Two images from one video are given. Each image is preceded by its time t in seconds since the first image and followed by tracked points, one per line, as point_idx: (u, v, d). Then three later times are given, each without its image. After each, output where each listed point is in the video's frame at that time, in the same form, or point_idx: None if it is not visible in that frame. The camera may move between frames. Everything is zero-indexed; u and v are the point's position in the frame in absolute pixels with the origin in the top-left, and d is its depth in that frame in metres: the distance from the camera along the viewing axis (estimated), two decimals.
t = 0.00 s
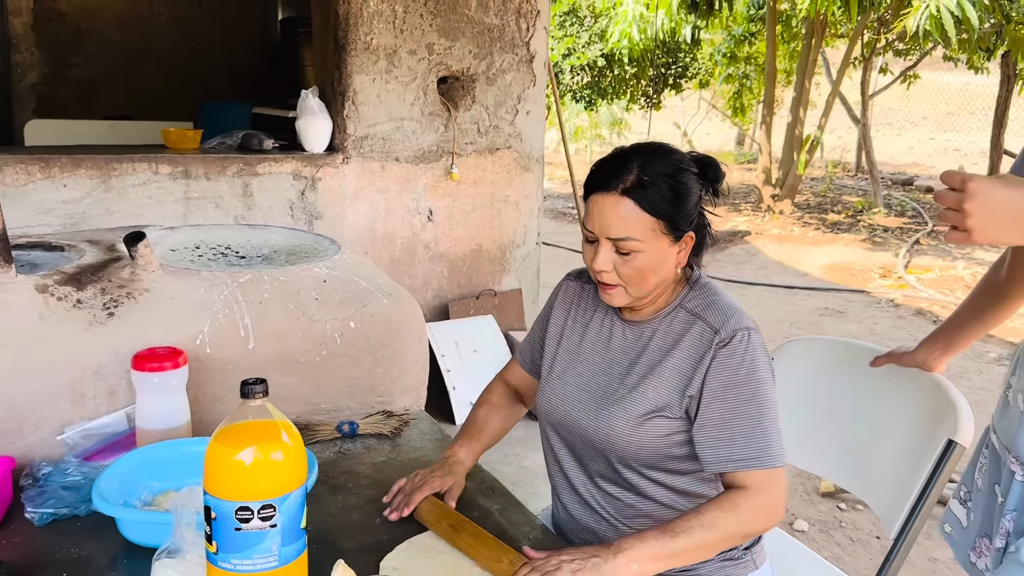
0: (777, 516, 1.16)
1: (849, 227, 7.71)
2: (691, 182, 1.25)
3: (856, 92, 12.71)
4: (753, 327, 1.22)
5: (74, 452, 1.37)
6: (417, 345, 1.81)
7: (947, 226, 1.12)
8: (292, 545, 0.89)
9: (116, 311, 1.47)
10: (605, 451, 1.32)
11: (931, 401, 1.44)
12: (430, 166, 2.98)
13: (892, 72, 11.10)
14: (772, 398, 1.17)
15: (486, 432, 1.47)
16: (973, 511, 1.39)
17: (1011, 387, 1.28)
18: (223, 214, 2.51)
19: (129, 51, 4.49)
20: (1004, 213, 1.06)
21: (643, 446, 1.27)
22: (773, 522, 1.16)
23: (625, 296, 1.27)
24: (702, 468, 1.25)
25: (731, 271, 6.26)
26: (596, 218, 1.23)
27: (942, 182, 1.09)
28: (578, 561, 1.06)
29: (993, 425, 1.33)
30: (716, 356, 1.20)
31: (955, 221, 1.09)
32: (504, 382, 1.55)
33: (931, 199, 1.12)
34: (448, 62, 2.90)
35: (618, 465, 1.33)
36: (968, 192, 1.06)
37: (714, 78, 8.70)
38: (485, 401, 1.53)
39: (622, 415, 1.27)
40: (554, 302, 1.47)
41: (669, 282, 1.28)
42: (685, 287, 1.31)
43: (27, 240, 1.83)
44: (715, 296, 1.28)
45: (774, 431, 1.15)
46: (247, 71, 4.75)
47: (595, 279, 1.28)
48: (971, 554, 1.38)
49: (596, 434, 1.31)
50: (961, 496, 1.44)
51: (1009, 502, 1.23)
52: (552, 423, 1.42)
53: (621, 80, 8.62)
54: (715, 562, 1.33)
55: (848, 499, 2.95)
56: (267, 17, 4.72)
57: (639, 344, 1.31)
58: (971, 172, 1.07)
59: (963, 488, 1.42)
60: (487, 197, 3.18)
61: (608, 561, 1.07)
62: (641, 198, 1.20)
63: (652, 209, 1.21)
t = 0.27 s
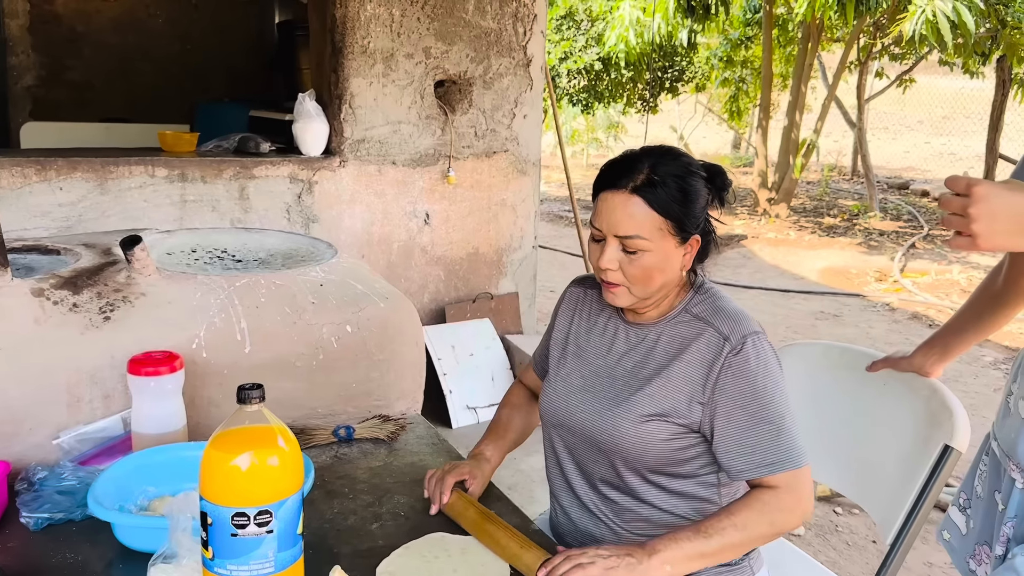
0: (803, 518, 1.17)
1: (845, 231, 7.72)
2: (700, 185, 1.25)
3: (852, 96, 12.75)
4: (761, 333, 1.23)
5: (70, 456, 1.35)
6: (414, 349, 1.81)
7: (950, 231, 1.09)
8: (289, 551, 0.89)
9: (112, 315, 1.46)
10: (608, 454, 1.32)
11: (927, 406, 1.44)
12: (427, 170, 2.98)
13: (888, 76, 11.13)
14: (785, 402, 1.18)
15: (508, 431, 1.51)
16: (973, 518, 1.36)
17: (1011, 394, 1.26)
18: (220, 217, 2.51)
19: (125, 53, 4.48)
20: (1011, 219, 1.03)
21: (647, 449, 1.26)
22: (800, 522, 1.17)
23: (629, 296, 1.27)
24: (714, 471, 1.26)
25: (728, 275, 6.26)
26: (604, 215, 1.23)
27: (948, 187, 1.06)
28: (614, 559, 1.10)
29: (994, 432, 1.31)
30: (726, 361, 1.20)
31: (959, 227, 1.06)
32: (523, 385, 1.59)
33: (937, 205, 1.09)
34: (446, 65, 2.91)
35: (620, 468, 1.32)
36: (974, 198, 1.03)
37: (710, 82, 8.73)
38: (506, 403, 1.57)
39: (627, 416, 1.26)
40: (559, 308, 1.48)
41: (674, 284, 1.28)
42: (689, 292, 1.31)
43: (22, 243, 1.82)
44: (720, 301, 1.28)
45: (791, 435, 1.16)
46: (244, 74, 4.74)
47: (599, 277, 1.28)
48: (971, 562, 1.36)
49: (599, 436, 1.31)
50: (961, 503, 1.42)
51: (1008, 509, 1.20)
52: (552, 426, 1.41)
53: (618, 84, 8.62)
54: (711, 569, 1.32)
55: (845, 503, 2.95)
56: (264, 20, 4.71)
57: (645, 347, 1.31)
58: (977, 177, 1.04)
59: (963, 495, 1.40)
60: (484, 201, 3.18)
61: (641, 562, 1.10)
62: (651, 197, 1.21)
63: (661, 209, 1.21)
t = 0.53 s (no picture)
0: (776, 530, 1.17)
1: (839, 235, 7.74)
2: (690, 191, 1.25)
3: (846, 100, 12.80)
4: (749, 342, 1.23)
5: (58, 463, 1.34)
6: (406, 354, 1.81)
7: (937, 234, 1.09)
8: (275, 560, 0.89)
9: (101, 321, 1.46)
10: (596, 462, 1.31)
11: (918, 412, 1.45)
12: (421, 174, 2.98)
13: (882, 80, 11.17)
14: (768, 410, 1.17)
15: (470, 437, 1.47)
16: (962, 527, 1.35)
17: (1000, 403, 1.24)
18: (212, 221, 2.50)
19: (119, 56, 4.47)
20: (995, 222, 1.03)
21: (635, 457, 1.26)
22: (774, 533, 1.16)
23: (616, 300, 1.27)
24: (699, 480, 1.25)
25: (722, 279, 6.27)
26: (593, 219, 1.24)
27: (936, 190, 1.06)
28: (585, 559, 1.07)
29: (983, 441, 1.30)
30: (713, 368, 1.20)
31: (945, 229, 1.06)
32: (493, 392, 1.55)
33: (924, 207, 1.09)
34: (440, 70, 2.91)
35: (609, 476, 1.32)
36: (961, 200, 1.03)
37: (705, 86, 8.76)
38: (472, 407, 1.53)
39: (616, 426, 1.26)
40: (548, 314, 1.48)
41: (662, 289, 1.28)
42: (678, 299, 1.31)
43: (13, 248, 1.81)
44: (710, 309, 1.29)
45: (771, 444, 1.15)
46: (239, 77, 4.74)
47: (587, 281, 1.28)
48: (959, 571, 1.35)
49: (588, 445, 1.30)
50: (949, 511, 1.41)
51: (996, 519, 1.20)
52: (541, 433, 1.41)
53: (613, 87, 8.63)
54: None
55: (838, 507, 2.95)
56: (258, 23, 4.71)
57: (634, 355, 1.31)
58: (964, 180, 1.04)
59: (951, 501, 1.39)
60: (478, 205, 3.18)
61: (608, 563, 1.07)
62: (640, 202, 1.21)
63: (649, 213, 1.22)
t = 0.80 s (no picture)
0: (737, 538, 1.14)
1: (832, 237, 7.77)
2: (657, 195, 1.25)
3: (839, 103, 12.85)
4: (717, 345, 1.23)
5: (49, 465, 1.36)
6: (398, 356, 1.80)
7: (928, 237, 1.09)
8: (265, 561, 0.88)
9: (92, 322, 1.45)
10: (574, 473, 1.32)
11: (908, 414, 1.45)
12: (414, 176, 2.98)
13: (875, 83, 11.22)
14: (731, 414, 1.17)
15: (440, 453, 1.40)
16: (951, 528, 1.36)
17: (988, 405, 1.24)
18: (205, 222, 2.50)
19: (112, 57, 4.46)
20: (985, 225, 1.03)
21: (610, 466, 1.26)
22: (736, 540, 1.14)
23: (586, 307, 1.27)
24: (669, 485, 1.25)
25: (716, 281, 6.29)
26: (558, 227, 1.24)
27: (926, 194, 1.06)
28: None
29: (971, 443, 1.30)
30: (680, 374, 1.21)
31: (935, 232, 1.06)
32: (463, 403, 1.50)
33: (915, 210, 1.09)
34: (433, 71, 2.91)
35: (587, 486, 1.32)
36: (950, 203, 1.03)
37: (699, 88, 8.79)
38: (442, 421, 1.47)
39: (590, 438, 1.27)
40: (523, 321, 1.46)
41: (632, 295, 1.28)
42: (649, 304, 1.32)
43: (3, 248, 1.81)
44: (681, 313, 1.29)
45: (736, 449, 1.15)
46: (233, 79, 4.73)
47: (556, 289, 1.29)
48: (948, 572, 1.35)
49: (565, 457, 1.31)
50: (939, 512, 1.41)
51: (984, 521, 1.20)
52: (520, 446, 1.41)
53: (607, 90, 8.64)
54: None
55: (830, 509, 2.96)
56: (253, 26, 4.71)
57: (605, 363, 1.31)
58: (954, 184, 1.04)
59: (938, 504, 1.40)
60: (471, 207, 3.18)
61: None
62: (604, 208, 1.22)
63: (614, 219, 1.22)
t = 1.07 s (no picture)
0: (691, 537, 1.12)
1: (827, 239, 7.79)
2: (629, 199, 1.25)
3: (833, 105, 12.90)
4: (690, 346, 1.23)
5: (45, 464, 1.35)
6: (394, 356, 1.81)
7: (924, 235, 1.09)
8: (263, 560, 0.89)
9: (89, 322, 1.46)
10: (559, 482, 1.32)
11: (903, 413, 1.46)
12: (410, 177, 2.98)
13: (869, 86, 11.27)
14: (697, 415, 1.17)
15: (392, 471, 1.34)
16: (948, 528, 1.35)
17: (984, 403, 1.24)
18: (201, 223, 2.50)
19: (107, 58, 4.46)
20: (980, 223, 1.03)
21: (593, 475, 1.27)
22: (689, 540, 1.12)
23: (563, 315, 1.27)
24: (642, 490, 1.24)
25: (711, 283, 6.30)
26: (531, 235, 1.24)
27: (922, 193, 1.07)
28: None
29: (966, 442, 1.30)
30: (649, 377, 1.20)
31: (930, 230, 1.07)
32: (428, 416, 1.44)
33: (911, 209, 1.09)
34: (429, 73, 2.91)
35: (572, 495, 1.33)
36: (946, 201, 1.04)
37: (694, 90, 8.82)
38: (402, 435, 1.41)
39: (571, 447, 1.27)
40: (500, 329, 1.45)
41: (609, 300, 1.28)
42: (626, 308, 1.31)
43: None
44: (657, 316, 1.28)
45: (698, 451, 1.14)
46: (228, 80, 4.74)
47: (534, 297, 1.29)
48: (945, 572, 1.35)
49: (549, 467, 1.31)
50: (935, 512, 1.40)
51: (979, 521, 1.21)
52: (507, 458, 1.40)
53: (603, 92, 8.63)
54: None
55: (825, 509, 2.97)
56: (248, 27, 4.71)
57: (582, 370, 1.30)
58: (950, 182, 1.05)
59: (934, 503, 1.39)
60: (467, 208, 3.19)
61: None
62: (575, 215, 1.21)
63: (586, 226, 1.22)
